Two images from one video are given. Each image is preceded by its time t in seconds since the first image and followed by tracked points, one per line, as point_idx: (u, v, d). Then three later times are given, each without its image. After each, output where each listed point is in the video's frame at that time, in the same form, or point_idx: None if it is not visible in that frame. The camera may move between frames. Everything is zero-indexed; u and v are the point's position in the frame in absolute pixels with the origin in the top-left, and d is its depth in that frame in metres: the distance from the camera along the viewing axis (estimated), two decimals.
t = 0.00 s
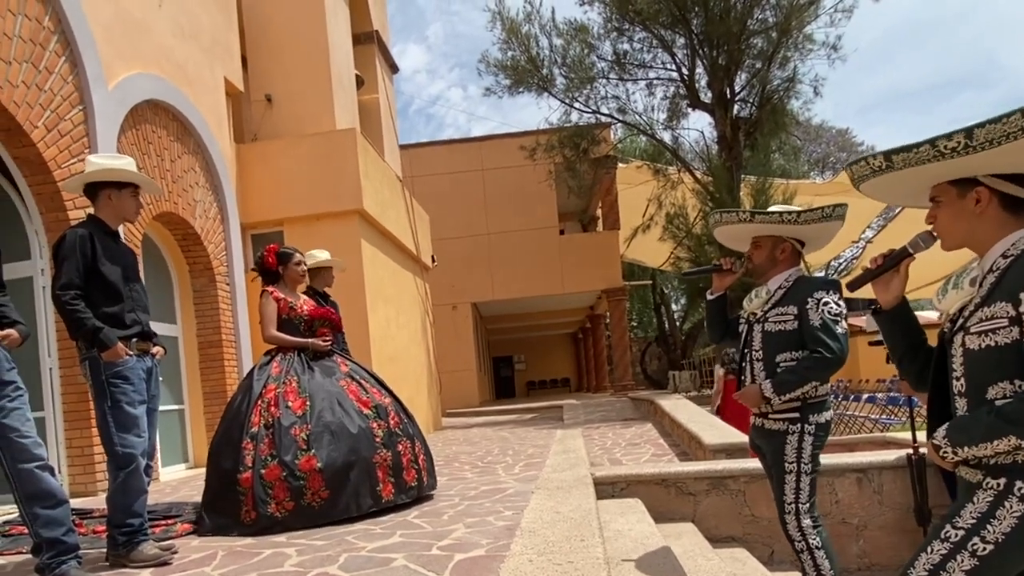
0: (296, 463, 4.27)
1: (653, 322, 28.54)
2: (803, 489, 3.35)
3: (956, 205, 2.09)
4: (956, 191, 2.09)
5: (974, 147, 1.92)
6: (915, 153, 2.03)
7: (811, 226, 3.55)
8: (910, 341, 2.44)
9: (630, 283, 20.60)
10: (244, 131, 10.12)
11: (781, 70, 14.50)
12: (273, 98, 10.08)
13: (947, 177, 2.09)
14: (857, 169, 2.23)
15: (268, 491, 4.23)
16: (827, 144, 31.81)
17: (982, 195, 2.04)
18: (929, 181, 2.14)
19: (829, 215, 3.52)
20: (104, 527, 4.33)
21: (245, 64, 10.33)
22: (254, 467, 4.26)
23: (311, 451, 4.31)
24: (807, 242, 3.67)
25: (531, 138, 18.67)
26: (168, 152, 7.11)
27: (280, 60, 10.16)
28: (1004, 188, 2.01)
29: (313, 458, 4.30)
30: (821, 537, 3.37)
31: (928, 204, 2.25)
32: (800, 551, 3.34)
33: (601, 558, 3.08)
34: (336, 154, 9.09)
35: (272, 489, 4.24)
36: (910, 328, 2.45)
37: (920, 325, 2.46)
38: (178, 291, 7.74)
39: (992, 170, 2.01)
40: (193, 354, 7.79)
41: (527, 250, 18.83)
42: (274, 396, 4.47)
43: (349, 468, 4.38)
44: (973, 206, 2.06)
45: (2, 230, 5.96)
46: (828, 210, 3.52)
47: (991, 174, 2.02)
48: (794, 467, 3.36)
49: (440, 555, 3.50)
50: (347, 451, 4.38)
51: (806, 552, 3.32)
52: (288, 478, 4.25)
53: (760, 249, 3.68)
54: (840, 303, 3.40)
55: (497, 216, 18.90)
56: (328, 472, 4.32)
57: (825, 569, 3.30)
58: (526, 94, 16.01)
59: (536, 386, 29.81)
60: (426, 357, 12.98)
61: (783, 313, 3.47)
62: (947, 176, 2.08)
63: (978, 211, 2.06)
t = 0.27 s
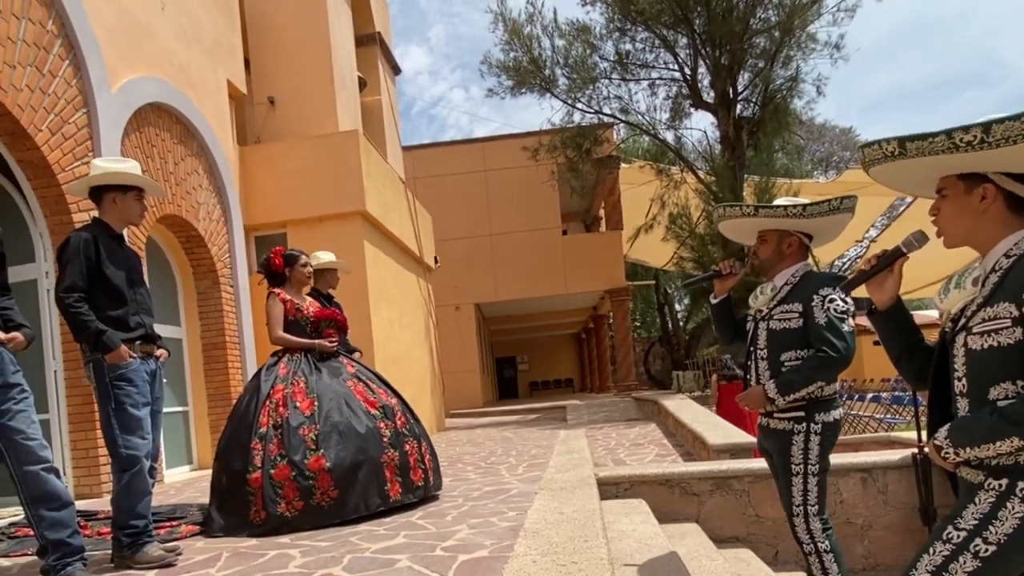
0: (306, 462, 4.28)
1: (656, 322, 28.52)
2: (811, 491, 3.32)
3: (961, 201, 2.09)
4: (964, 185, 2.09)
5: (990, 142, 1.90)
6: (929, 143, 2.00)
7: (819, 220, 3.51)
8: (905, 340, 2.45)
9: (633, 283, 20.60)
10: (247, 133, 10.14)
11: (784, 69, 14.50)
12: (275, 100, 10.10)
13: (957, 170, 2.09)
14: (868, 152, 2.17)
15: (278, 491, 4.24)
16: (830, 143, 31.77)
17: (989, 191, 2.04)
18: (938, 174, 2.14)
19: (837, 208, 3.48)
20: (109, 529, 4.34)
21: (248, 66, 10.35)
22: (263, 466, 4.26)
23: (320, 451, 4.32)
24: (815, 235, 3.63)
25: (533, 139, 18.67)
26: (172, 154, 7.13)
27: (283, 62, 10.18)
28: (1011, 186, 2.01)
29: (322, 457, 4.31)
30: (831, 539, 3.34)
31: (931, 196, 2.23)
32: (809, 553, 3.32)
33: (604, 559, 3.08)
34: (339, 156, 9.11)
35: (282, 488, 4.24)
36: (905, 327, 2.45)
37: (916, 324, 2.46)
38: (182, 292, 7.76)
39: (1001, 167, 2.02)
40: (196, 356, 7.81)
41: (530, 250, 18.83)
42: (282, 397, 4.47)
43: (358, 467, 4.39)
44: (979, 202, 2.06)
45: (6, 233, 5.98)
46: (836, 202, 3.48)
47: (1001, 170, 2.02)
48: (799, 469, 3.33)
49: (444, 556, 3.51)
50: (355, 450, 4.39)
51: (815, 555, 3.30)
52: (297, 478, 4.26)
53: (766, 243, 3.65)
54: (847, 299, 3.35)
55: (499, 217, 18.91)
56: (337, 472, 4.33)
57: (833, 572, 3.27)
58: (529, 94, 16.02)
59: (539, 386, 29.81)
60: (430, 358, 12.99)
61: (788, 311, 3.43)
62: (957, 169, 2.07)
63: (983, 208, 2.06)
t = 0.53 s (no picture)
0: (317, 460, 4.29)
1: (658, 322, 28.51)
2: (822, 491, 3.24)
3: (966, 195, 2.09)
4: (971, 180, 2.08)
5: (1000, 139, 1.89)
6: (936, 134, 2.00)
7: (817, 214, 3.44)
8: (903, 332, 2.45)
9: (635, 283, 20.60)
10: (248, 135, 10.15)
11: (785, 68, 14.50)
12: (276, 101, 10.11)
13: (964, 164, 2.08)
14: (878, 139, 2.16)
15: (290, 489, 4.24)
16: (831, 142, 31.75)
17: (994, 188, 2.04)
18: (946, 166, 2.14)
19: (833, 203, 3.40)
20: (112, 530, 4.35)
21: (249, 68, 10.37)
22: (275, 465, 4.25)
23: (331, 448, 4.33)
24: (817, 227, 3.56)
25: (534, 139, 18.68)
26: (174, 156, 7.15)
27: (284, 64, 10.19)
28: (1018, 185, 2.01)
29: (334, 454, 4.32)
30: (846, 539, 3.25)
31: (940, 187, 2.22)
32: (821, 554, 3.25)
33: (606, 559, 3.09)
34: (341, 157, 9.12)
35: (294, 486, 4.25)
36: (904, 319, 2.46)
37: (915, 318, 2.47)
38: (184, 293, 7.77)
39: (1008, 165, 2.01)
40: (198, 358, 7.82)
41: (532, 250, 18.84)
42: (290, 396, 4.46)
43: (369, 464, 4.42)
44: (983, 199, 2.06)
45: (8, 235, 6.00)
46: (833, 197, 3.40)
47: (1009, 168, 2.02)
48: (807, 467, 3.26)
49: (446, 556, 3.52)
50: (366, 447, 4.41)
51: (827, 555, 3.22)
52: (310, 475, 4.27)
53: (767, 241, 3.62)
54: (850, 297, 3.29)
55: (501, 217, 18.91)
56: (349, 469, 4.35)
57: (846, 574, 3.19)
58: (530, 95, 16.02)
59: (541, 386, 29.82)
60: (431, 359, 12.99)
61: (789, 310, 3.40)
62: (965, 163, 2.07)
63: (987, 205, 2.06)
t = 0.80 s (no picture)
0: (321, 460, 4.29)
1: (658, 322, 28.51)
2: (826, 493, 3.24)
3: (965, 194, 2.09)
4: (969, 178, 2.08)
5: (997, 138, 1.90)
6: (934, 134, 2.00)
7: (808, 213, 3.43)
8: (901, 328, 2.46)
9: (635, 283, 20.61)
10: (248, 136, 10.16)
11: (784, 68, 14.51)
12: (276, 102, 10.12)
13: (963, 162, 2.08)
14: (877, 136, 2.16)
15: (294, 489, 4.25)
16: (831, 142, 31.75)
17: (993, 187, 2.04)
18: (944, 164, 2.13)
19: (822, 201, 3.38)
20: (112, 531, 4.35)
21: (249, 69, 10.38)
22: (279, 465, 4.25)
23: (335, 449, 4.33)
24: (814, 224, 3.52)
25: (534, 139, 18.68)
26: (173, 157, 7.15)
27: (284, 65, 10.19)
28: (1016, 184, 2.01)
29: (338, 455, 4.33)
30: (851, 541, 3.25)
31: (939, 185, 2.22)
32: (825, 555, 3.25)
33: (604, 559, 3.09)
34: (340, 158, 9.12)
35: (298, 486, 4.25)
36: (903, 315, 2.46)
37: (914, 313, 2.47)
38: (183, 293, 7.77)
39: (1006, 164, 2.01)
40: (198, 359, 7.82)
41: (531, 250, 18.84)
42: (293, 396, 4.45)
43: (372, 465, 4.43)
44: (982, 198, 2.06)
45: (7, 237, 6.00)
46: (822, 195, 3.38)
47: (1006, 168, 2.02)
48: (810, 469, 3.27)
49: (445, 556, 3.52)
50: (369, 448, 4.42)
51: (831, 556, 3.23)
52: (314, 476, 4.28)
53: (765, 240, 3.61)
54: (847, 296, 3.26)
55: (501, 217, 18.91)
56: (352, 469, 4.36)
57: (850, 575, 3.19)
58: (529, 95, 16.02)
59: (542, 386, 29.82)
60: (431, 360, 12.99)
61: (787, 312, 3.40)
62: (963, 162, 2.07)
63: (985, 204, 2.06)
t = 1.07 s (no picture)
0: (320, 460, 4.30)
1: (656, 321, 28.52)
2: (822, 495, 3.24)
3: (957, 195, 2.10)
4: (962, 180, 2.09)
5: (984, 141, 1.90)
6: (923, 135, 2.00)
7: (796, 217, 3.45)
8: (898, 328, 2.46)
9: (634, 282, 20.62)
10: (246, 136, 10.16)
11: (782, 68, 14.54)
12: (274, 102, 10.12)
13: (956, 164, 2.09)
14: (869, 138, 2.16)
15: (292, 489, 4.25)
16: (829, 142, 31.77)
17: (985, 189, 2.05)
18: (937, 166, 2.14)
19: (808, 203, 3.39)
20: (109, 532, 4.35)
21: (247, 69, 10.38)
22: (277, 464, 4.26)
23: (333, 448, 4.34)
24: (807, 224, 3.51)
25: (532, 139, 18.69)
26: (171, 158, 7.15)
27: (282, 65, 10.19)
28: (1009, 186, 2.02)
29: (336, 455, 4.33)
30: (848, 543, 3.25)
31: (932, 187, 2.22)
32: (821, 556, 3.26)
33: (600, 560, 3.09)
34: (338, 158, 9.13)
35: (297, 486, 4.25)
36: (899, 313, 2.47)
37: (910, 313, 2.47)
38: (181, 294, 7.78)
39: (998, 166, 2.02)
40: (196, 359, 7.81)
41: (530, 250, 18.85)
42: (291, 396, 4.45)
43: (370, 465, 4.43)
44: (974, 199, 2.07)
45: (4, 238, 6.00)
46: (808, 197, 3.39)
47: (999, 170, 2.02)
48: (806, 470, 3.27)
49: (441, 557, 3.52)
50: (367, 448, 4.43)
51: (827, 557, 3.23)
52: (312, 475, 4.28)
53: (759, 242, 3.62)
54: (838, 299, 3.27)
55: (499, 217, 18.91)
56: (350, 469, 4.36)
57: None
58: (527, 95, 16.03)
59: (540, 386, 29.86)
60: (429, 360, 12.99)
61: (780, 315, 3.41)
62: (956, 164, 2.07)
63: (978, 206, 2.07)
